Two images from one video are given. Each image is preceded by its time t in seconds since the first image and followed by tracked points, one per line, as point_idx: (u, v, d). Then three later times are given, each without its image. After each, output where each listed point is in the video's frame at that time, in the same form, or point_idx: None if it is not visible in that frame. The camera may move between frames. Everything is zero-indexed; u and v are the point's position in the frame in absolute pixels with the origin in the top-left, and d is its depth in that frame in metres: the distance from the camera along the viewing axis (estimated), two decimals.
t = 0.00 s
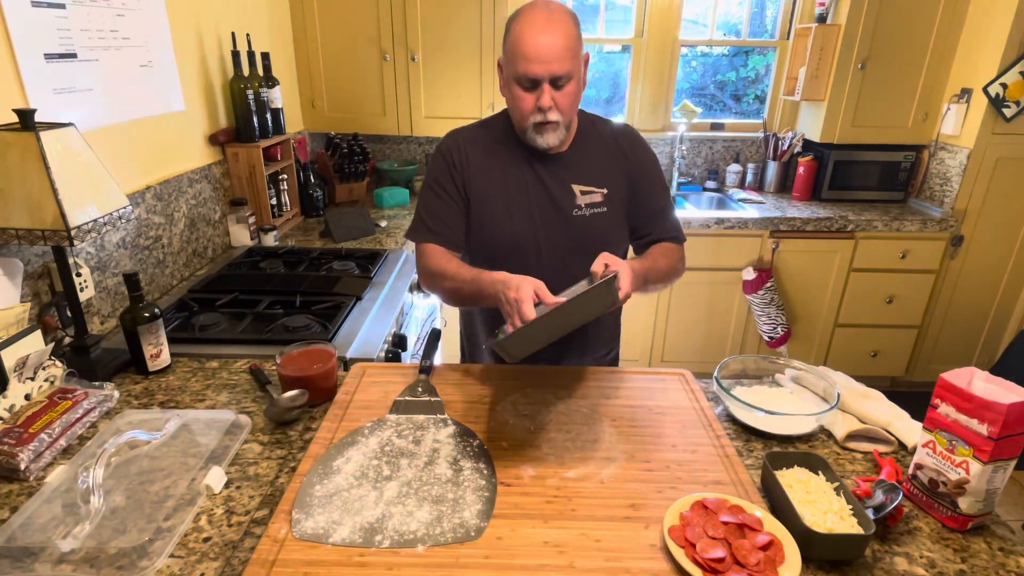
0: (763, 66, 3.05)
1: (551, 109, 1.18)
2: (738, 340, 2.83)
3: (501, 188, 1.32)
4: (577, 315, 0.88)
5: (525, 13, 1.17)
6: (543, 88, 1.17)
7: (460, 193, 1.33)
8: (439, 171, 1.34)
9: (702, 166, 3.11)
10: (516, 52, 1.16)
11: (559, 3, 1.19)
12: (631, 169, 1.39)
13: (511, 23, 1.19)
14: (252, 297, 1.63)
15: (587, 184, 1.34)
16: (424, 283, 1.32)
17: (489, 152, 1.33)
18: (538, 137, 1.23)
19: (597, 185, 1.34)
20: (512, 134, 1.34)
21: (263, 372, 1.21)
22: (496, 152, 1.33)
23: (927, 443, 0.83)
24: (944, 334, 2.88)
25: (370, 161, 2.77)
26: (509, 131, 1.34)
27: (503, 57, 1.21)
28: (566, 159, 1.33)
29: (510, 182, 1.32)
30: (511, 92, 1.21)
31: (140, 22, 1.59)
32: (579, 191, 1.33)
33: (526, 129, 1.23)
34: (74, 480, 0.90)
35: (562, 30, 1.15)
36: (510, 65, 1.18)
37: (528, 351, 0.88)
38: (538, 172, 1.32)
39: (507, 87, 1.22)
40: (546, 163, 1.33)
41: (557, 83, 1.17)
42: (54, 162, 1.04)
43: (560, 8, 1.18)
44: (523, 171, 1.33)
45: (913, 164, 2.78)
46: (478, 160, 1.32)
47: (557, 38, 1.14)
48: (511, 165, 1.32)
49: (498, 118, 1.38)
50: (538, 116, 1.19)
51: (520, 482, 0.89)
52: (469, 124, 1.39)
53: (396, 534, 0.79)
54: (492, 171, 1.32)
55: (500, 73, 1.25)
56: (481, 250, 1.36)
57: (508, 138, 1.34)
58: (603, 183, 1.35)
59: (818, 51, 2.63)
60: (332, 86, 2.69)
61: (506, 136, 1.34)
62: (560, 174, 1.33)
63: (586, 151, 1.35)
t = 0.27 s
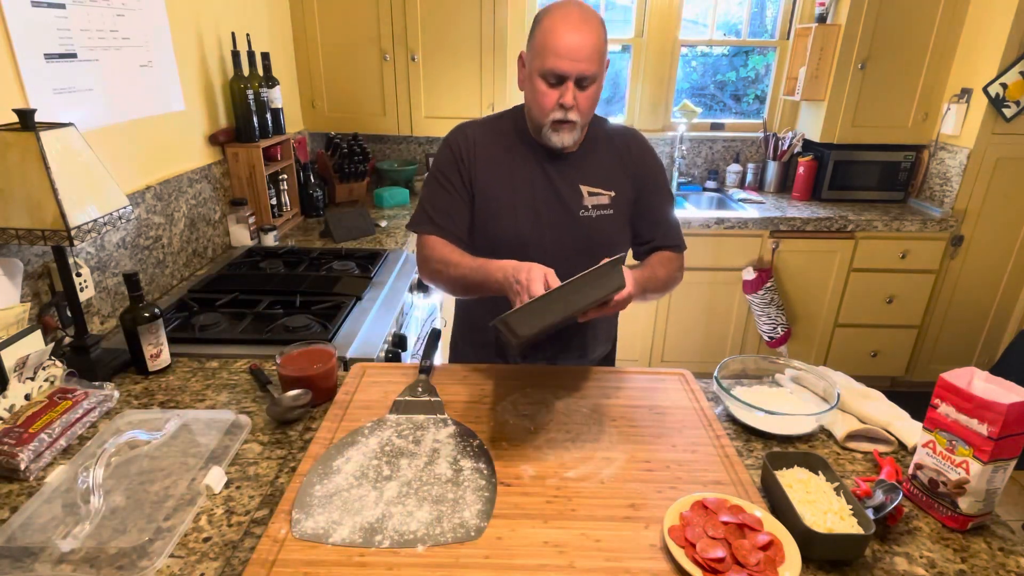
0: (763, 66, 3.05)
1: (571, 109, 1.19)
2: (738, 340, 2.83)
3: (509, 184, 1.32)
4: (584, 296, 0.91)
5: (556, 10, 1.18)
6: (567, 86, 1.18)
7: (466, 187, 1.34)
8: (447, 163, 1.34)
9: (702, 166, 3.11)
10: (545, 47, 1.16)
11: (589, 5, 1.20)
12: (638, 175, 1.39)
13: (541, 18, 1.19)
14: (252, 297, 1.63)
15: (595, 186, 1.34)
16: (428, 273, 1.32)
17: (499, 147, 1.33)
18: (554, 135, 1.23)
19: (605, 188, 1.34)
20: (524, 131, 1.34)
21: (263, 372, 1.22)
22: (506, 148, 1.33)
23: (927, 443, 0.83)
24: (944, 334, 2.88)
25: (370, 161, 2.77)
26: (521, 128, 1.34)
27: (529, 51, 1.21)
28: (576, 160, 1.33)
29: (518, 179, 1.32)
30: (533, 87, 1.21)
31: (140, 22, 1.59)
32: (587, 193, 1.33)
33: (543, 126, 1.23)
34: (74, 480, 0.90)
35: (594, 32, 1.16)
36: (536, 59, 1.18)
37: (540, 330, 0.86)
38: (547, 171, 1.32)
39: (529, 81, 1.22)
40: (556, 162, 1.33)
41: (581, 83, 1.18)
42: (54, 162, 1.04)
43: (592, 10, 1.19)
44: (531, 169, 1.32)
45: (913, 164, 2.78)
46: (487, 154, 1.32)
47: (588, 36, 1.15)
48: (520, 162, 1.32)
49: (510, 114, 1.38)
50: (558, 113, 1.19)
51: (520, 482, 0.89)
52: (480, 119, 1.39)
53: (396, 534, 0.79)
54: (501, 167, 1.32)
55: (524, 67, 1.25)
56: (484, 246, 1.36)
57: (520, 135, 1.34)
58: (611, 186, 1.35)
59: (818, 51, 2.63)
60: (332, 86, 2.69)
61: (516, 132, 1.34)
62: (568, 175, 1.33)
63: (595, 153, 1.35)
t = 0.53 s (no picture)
0: (763, 66, 3.05)
1: (588, 110, 1.19)
2: (738, 341, 2.83)
3: (518, 179, 1.32)
4: (583, 278, 0.92)
5: (581, 10, 1.18)
6: (586, 86, 1.18)
7: (474, 179, 1.34)
8: (457, 156, 1.34)
9: (702, 166, 3.11)
10: (567, 46, 1.16)
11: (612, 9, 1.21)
12: (647, 183, 1.39)
13: (565, 16, 1.20)
14: (252, 297, 1.63)
15: (603, 189, 1.34)
16: (429, 259, 1.31)
17: (510, 143, 1.33)
18: (568, 135, 1.23)
19: (613, 191, 1.34)
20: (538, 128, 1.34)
21: (263, 372, 1.22)
22: (518, 144, 1.33)
23: (927, 443, 0.83)
24: (943, 334, 2.88)
25: (370, 160, 2.77)
26: (534, 125, 1.35)
27: (550, 48, 1.22)
28: (586, 162, 1.34)
29: (527, 175, 1.32)
30: (551, 85, 1.21)
31: (140, 23, 1.59)
32: (595, 195, 1.34)
33: (558, 124, 1.23)
34: (74, 480, 0.90)
35: (617, 35, 1.17)
36: (558, 57, 1.18)
37: (539, 305, 0.87)
38: (557, 170, 1.33)
39: (548, 78, 1.22)
40: (566, 162, 1.33)
41: (600, 85, 1.18)
42: (54, 162, 1.04)
43: (615, 14, 1.20)
44: (541, 167, 1.33)
45: (914, 164, 2.78)
46: (498, 149, 1.33)
47: (611, 38, 1.16)
48: (530, 159, 1.32)
49: (524, 111, 1.38)
50: (575, 113, 1.19)
51: (520, 483, 0.89)
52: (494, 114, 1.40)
53: (396, 534, 0.79)
54: (511, 162, 1.32)
55: (544, 63, 1.25)
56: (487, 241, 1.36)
57: (532, 132, 1.34)
58: (619, 190, 1.35)
59: (818, 51, 2.63)
60: (332, 86, 2.69)
61: (527, 129, 1.34)
62: (578, 175, 1.33)
63: (606, 156, 1.36)
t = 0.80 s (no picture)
0: (763, 66, 3.05)
1: (598, 112, 1.19)
2: (738, 341, 2.83)
3: (524, 176, 1.32)
4: (581, 274, 0.92)
5: (597, 11, 1.18)
6: (597, 88, 1.18)
7: (480, 174, 1.34)
8: (465, 150, 1.34)
9: (702, 166, 3.11)
10: (580, 46, 1.17)
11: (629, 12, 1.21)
12: (652, 188, 1.39)
13: (581, 16, 1.20)
14: (252, 297, 1.63)
15: (609, 191, 1.34)
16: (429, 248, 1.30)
17: (518, 140, 1.33)
18: (575, 135, 1.23)
19: (618, 194, 1.35)
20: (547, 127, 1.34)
21: (263, 372, 1.22)
22: (526, 142, 1.33)
23: (927, 443, 0.83)
24: (943, 334, 2.88)
25: (370, 160, 2.77)
26: (543, 125, 1.35)
27: (563, 48, 1.22)
28: (593, 163, 1.34)
29: (533, 173, 1.32)
30: (562, 85, 1.21)
31: (140, 23, 1.59)
32: (600, 196, 1.34)
33: (566, 122, 1.24)
34: (74, 480, 0.90)
35: (630, 38, 1.17)
36: (571, 56, 1.18)
37: (534, 299, 0.87)
38: (564, 170, 1.33)
39: (559, 78, 1.22)
40: (573, 163, 1.33)
41: (611, 87, 1.18)
42: (54, 162, 1.04)
43: (630, 18, 1.20)
44: (548, 167, 1.33)
45: (913, 164, 2.78)
46: (506, 145, 1.33)
47: (625, 42, 1.16)
48: (538, 157, 1.33)
49: (533, 111, 1.39)
50: (584, 113, 1.19)
51: (520, 482, 0.89)
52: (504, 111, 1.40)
53: (396, 534, 0.79)
54: (518, 159, 1.33)
55: (557, 62, 1.25)
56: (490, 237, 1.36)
57: (541, 131, 1.34)
58: (624, 193, 1.35)
59: (818, 51, 2.63)
60: (332, 86, 2.69)
61: (536, 128, 1.35)
62: (584, 177, 1.34)
63: (613, 159, 1.36)
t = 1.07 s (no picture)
0: (763, 66, 3.05)
1: (601, 114, 1.19)
2: (738, 341, 2.83)
3: (526, 176, 1.32)
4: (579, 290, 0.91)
5: (602, 12, 1.17)
6: (601, 90, 1.18)
7: (482, 174, 1.33)
8: (468, 151, 1.34)
9: (702, 166, 3.11)
10: (584, 48, 1.16)
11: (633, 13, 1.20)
12: (656, 188, 1.39)
13: (585, 17, 1.19)
14: (252, 297, 1.63)
15: (611, 191, 1.34)
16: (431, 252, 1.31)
17: (520, 140, 1.33)
18: (579, 136, 1.23)
19: (621, 194, 1.34)
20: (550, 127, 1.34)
21: (263, 372, 1.22)
22: (528, 142, 1.33)
23: (927, 443, 0.83)
24: (944, 334, 2.88)
25: (370, 160, 2.77)
26: (545, 125, 1.35)
27: (568, 49, 1.21)
28: (595, 164, 1.34)
29: (535, 173, 1.32)
30: (567, 86, 1.21)
31: (140, 23, 1.59)
32: (602, 196, 1.34)
33: (570, 124, 1.23)
34: (74, 480, 0.90)
35: (635, 40, 1.17)
36: (575, 58, 1.18)
37: (531, 316, 0.87)
38: (566, 170, 1.33)
39: (564, 79, 1.22)
40: (576, 163, 1.33)
41: (615, 89, 1.18)
42: (54, 162, 1.04)
43: (635, 18, 1.19)
44: (550, 167, 1.33)
45: (913, 164, 2.77)
46: (508, 145, 1.33)
47: (629, 44, 1.15)
48: (540, 157, 1.33)
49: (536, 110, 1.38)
50: (588, 115, 1.19)
51: (520, 482, 0.89)
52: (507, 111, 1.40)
53: (396, 534, 0.79)
54: (521, 160, 1.32)
55: (561, 63, 1.24)
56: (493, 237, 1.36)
57: (544, 131, 1.34)
58: (627, 193, 1.35)
59: (818, 51, 2.63)
60: (332, 86, 2.69)
61: (538, 128, 1.34)
62: (587, 177, 1.33)
63: (616, 159, 1.36)
